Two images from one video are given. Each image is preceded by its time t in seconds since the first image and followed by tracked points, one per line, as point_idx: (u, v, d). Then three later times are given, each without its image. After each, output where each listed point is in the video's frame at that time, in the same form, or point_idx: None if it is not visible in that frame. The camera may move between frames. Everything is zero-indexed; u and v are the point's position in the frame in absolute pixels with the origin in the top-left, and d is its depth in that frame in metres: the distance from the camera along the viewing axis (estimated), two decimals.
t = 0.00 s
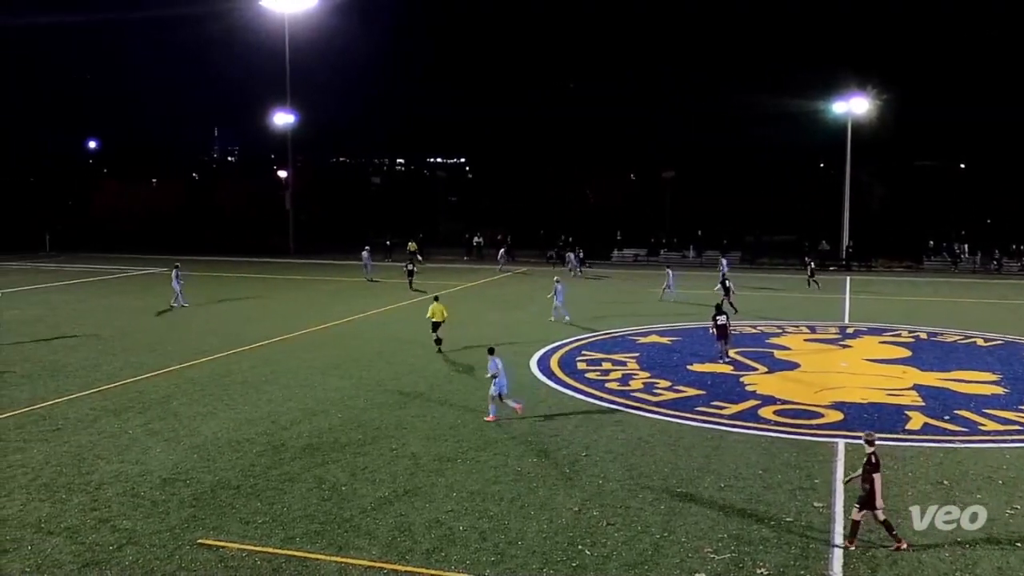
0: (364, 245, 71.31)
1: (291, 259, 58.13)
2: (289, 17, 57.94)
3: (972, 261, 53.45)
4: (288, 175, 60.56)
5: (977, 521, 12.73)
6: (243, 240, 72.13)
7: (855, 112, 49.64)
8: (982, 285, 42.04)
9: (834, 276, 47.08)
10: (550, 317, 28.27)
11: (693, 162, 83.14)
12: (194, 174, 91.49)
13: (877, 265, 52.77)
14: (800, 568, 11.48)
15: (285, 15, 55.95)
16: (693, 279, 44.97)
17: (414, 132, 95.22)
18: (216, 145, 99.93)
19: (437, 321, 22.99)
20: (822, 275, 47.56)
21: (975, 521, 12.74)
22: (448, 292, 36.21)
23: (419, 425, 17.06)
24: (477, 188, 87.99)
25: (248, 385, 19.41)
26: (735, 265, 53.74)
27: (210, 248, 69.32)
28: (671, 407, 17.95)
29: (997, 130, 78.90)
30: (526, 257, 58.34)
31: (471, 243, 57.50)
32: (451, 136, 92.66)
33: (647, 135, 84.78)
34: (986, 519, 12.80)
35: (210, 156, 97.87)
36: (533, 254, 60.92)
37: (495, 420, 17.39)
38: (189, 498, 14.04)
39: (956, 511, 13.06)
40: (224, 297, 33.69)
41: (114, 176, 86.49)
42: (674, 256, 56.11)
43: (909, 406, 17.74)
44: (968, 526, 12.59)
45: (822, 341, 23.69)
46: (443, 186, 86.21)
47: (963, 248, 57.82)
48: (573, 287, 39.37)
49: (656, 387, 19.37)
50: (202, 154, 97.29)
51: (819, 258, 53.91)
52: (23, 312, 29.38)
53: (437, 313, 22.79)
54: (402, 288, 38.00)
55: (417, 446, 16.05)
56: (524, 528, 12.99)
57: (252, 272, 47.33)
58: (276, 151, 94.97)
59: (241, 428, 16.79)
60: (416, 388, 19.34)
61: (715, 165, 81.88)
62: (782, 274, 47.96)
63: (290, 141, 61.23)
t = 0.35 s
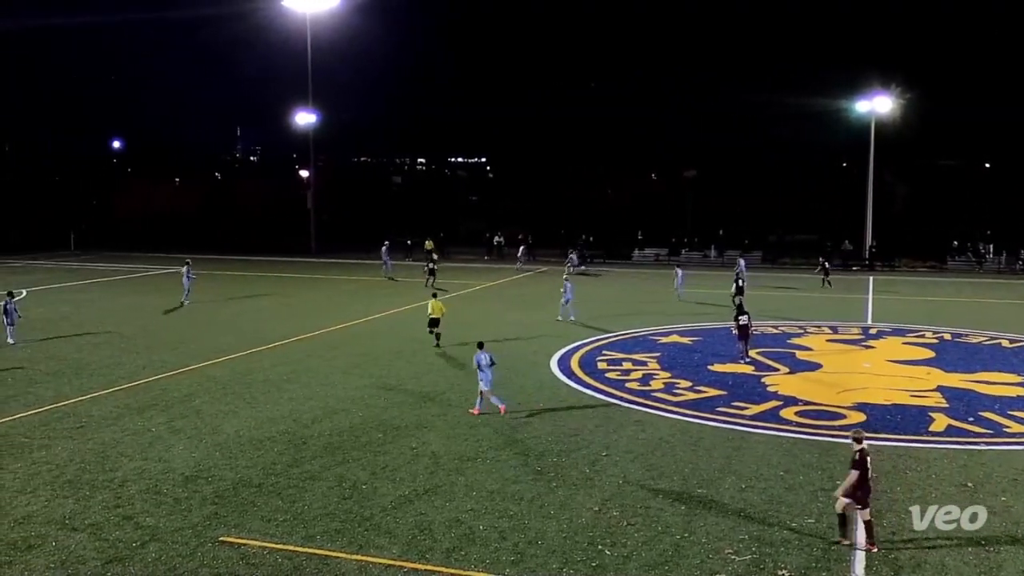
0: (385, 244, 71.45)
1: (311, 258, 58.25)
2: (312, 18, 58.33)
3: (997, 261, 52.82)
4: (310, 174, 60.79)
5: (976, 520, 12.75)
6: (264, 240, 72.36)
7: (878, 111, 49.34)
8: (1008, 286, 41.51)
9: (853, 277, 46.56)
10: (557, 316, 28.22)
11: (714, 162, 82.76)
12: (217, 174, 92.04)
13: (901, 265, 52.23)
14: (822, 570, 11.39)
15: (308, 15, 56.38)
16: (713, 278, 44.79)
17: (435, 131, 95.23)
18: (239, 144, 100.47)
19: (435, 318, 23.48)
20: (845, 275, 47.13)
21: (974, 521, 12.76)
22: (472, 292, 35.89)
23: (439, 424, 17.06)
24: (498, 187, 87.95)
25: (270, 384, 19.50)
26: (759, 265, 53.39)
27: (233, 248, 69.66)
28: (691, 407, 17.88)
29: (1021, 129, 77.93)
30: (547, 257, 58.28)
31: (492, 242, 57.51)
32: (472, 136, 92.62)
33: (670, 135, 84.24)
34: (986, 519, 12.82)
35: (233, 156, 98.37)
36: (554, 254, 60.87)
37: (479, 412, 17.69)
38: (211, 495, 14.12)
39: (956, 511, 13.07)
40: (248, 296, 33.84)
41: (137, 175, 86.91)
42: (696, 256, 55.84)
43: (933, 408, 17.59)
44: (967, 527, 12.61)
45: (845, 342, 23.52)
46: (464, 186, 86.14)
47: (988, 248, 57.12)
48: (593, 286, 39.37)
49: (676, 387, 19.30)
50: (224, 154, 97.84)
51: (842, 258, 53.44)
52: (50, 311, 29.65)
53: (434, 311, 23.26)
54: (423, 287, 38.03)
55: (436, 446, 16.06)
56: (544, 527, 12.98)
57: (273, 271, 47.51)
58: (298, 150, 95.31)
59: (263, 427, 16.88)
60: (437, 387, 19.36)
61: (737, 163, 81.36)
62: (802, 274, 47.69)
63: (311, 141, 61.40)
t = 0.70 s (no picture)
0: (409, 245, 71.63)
1: (334, 258, 58.34)
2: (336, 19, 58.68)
3: None
4: (334, 173, 60.98)
5: (977, 520, 12.79)
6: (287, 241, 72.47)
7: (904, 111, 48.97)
8: None
9: (863, 277, 46.91)
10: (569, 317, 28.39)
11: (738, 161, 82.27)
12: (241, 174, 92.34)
13: (927, 266, 51.63)
14: (846, 573, 11.31)
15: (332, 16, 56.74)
16: (735, 279, 44.59)
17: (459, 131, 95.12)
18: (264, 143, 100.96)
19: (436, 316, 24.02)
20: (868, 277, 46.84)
21: (975, 521, 12.81)
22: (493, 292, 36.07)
23: (462, 424, 17.09)
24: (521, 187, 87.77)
25: (294, 383, 19.60)
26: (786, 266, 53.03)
27: (256, 249, 70.02)
28: (714, 408, 17.81)
29: None
30: (570, 257, 58.19)
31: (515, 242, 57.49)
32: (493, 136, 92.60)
33: (687, 136, 84.05)
34: (986, 518, 12.87)
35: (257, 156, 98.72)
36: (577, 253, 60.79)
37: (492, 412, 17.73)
38: (235, 494, 14.19)
39: (956, 511, 13.12)
40: (274, 296, 34.03)
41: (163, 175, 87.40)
42: (720, 256, 55.59)
43: (959, 411, 17.42)
44: (968, 527, 12.65)
45: (870, 343, 23.36)
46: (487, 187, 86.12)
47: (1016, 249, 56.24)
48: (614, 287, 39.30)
49: (699, 388, 19.24)
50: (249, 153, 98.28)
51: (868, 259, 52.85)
52: (79, 310, 29.96)
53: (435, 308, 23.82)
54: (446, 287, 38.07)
55: (459, 446, 16.09)
56: (566, 528, 12.97)
57: (295, 271, 47.68)
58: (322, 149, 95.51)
59: (287, 425, 16.97)
60: (460, 387, 19.40)
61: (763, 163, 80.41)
62: (826, 275, 47.28)
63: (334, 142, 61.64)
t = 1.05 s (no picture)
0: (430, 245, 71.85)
1: (354, 258, 58.29)
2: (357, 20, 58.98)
3: None
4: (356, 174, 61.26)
5: (977, 520, 12.82)
6: (308, 242, 72.43)
7: (928, 111, 48.65)
8: None
9: (874, 277, 47.23)
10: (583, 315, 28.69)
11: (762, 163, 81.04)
12: (264, 174, 92.70)
13: (951, 267, 50.99)
14: None
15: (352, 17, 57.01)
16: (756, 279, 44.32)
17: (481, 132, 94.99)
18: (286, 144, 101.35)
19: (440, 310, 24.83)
20: (891, 277, 46.58)
21: (975, 521, 12.83)
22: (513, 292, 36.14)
23: (482, 424, 17.11)
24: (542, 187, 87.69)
25: (315, 382, 19.68)
26: (808, 266, 52.77)
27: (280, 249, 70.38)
28: (736, 409, 17.73)
29: None
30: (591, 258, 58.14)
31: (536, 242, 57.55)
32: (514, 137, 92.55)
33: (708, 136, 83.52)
34: (986, 519, 12.89)
35: (279, 157, 98.98)
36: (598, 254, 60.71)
37: (514, 413, 17.71)
38: (256, 492, 14.27)
39: (955, 511, 13.15)
40: (297, 295, 34.23)
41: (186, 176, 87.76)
42: (741, 257, 55.42)
43: (984, 413, 17.27)
44: (968, 526, 12.69)
45: (893, 344, 23.20)
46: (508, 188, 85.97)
47: None
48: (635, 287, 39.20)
49: (721, 389, 19.15)
50: (272, 154, 98.72)
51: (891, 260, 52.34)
52: (104, 309, 30.22)
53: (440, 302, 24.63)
54: (468, 287, 38.01)
55: (479, 445, 16.10)
56: (586, 528, 12.94)
57: (316, 271, 47.80)
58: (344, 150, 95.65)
59: (307, 424, 17.04)
60: (480, 387, 19.42)
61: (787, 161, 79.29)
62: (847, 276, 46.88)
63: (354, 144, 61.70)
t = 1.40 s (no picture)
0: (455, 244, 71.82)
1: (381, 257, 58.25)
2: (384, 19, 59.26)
3: None
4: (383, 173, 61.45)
5: (977, 520, 12.82)
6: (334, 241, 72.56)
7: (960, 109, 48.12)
8: None
9: (887, 276, 47.13)
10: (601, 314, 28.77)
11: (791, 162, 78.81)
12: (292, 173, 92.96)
13: (982, 267, 50.37)
14: None
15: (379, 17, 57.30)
16: (781, 279, 43.96)
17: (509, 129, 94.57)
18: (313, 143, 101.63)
19: (453, 307, 25.08)
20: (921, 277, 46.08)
21: (975, 521, 12.82)
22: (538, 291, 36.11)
23: (508, 423, 17.12)
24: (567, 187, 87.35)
25: (342, 381, 19.77)
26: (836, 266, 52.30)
27: (307, 247, 70.62)
28: (763, 410, 17.62)
29: None
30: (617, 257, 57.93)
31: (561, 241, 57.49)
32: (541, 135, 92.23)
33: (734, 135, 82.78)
34: (986, 518, 12.88)
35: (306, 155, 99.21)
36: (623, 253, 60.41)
37: (539, 412, 17.72)
38: (283, 489, 14.36)
39: (956, 511, 13.15)
40: (325, 294, 34.44)
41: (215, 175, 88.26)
42: (769, 257, 54.99)
43: (1015, 415, 17.04)
44: (967, 526, 12.68)
45: (923, 345, 22.96)
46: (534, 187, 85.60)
47: None
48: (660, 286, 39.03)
49: (747, 389, 19.04)
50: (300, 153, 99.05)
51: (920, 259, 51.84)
52: (134, 306, 30.54)
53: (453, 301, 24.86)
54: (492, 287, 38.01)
55: (505, 445, 16.10)
56: (611, 528, 12.91)
57: (344, 270, 47.29)
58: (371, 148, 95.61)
59: (333, 423, 17.12)
60: (506, 386, 19.44)
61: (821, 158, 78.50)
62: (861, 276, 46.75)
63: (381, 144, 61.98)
